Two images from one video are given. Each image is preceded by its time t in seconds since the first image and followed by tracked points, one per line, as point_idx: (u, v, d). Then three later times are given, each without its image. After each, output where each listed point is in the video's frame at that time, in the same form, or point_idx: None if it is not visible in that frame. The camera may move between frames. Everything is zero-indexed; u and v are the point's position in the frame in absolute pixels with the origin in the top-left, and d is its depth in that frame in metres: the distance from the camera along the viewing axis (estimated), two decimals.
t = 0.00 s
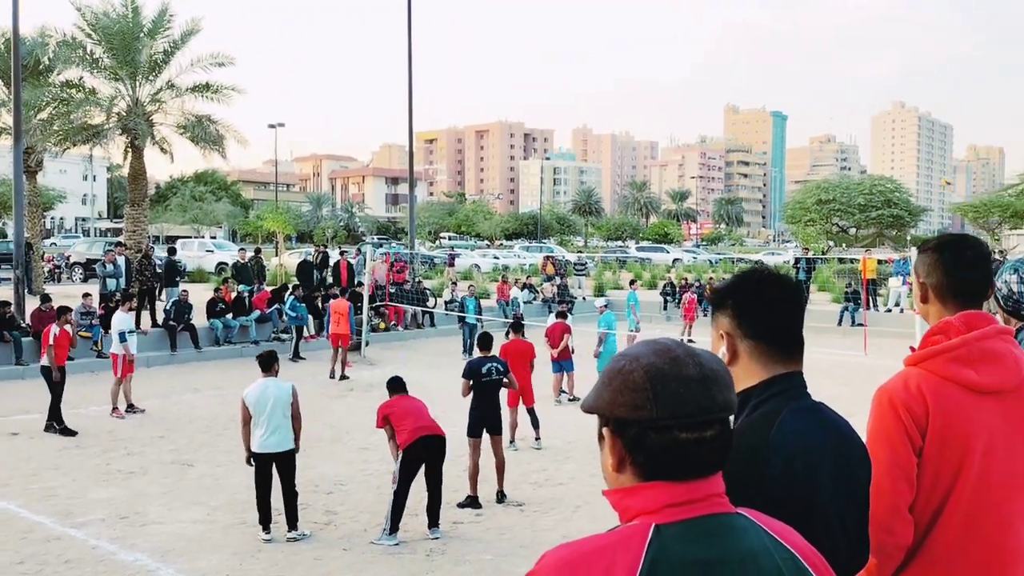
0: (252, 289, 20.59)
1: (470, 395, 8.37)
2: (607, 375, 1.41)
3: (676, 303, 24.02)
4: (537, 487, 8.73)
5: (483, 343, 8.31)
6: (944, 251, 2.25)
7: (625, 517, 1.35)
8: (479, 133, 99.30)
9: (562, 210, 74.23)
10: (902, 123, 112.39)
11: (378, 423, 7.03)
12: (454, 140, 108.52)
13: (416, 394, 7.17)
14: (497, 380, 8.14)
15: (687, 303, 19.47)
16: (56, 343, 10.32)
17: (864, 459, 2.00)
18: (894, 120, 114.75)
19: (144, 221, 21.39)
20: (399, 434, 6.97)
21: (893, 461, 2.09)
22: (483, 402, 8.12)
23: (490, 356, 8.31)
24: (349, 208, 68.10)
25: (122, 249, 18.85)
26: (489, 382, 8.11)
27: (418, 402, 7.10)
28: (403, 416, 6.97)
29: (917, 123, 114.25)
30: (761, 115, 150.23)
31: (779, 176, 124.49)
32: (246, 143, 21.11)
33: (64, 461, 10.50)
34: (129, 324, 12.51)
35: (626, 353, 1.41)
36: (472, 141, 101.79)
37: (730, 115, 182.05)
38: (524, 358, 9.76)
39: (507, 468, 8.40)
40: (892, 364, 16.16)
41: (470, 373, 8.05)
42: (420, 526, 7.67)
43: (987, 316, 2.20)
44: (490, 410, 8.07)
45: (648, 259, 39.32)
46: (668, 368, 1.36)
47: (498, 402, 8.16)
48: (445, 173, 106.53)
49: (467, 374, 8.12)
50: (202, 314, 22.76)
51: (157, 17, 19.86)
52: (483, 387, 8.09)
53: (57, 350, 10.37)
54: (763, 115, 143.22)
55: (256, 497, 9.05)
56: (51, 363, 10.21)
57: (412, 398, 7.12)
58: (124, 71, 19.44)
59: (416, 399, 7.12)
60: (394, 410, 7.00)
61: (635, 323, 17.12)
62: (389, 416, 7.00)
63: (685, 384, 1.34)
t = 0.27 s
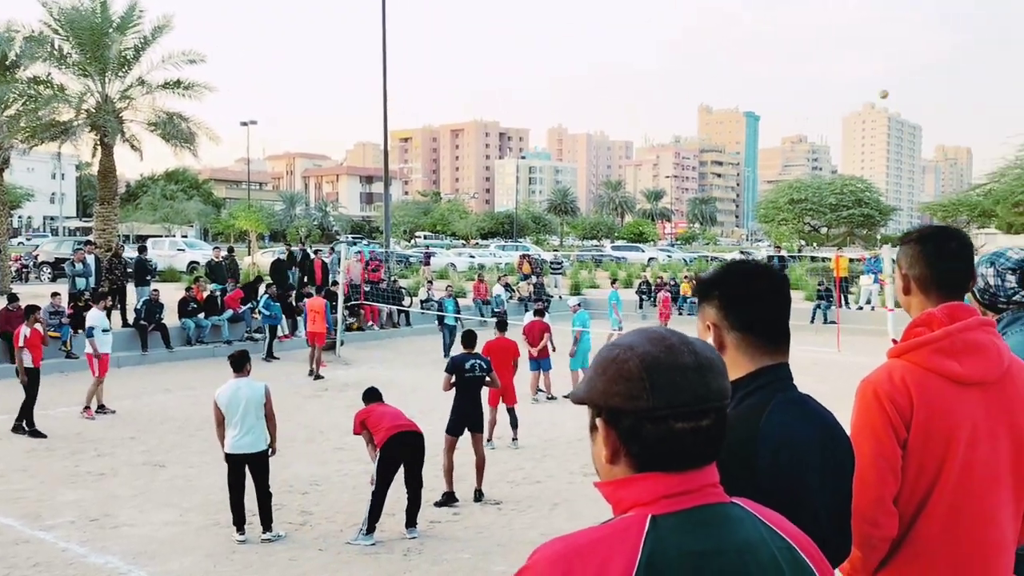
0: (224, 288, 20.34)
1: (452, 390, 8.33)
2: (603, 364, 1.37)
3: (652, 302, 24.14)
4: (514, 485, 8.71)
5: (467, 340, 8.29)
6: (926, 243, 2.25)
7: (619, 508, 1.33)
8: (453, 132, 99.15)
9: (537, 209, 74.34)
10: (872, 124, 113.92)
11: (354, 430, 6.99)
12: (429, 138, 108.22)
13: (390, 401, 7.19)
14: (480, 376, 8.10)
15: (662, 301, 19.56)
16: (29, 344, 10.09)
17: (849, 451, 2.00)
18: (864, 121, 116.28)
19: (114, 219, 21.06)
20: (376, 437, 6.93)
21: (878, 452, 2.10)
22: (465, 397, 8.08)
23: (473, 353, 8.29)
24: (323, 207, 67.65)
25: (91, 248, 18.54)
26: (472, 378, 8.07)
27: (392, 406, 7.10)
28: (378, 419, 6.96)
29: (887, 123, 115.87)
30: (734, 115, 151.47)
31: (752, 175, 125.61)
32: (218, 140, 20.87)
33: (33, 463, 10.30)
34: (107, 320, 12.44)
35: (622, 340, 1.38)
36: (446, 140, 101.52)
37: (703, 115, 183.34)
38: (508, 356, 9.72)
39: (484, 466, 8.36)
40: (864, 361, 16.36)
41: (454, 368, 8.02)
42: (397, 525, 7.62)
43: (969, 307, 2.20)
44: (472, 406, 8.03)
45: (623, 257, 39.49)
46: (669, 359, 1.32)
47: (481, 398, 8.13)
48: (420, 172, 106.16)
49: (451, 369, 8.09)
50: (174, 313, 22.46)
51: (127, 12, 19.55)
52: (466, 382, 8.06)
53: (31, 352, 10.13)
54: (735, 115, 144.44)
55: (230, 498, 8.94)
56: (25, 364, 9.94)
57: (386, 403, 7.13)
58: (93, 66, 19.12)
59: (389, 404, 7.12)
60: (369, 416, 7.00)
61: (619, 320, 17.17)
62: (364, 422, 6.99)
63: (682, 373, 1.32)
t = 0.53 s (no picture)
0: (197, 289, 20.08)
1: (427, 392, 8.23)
2: (593, 369, 1.30)
3: (629, 303, 24.17)
4: (491, 488, 8.63)
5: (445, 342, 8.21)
6: (914, 242, 2.21)
7: (609, 521, 1.27)
8: (430, 132, 98.91)
9: (514, 211, 74.29)
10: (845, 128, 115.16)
11: (332, 421, 6.83)
12: (406, 139, 107.88)
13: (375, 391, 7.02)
14: (456, 379, 8.02)
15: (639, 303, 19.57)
16: None
17: (838, 455, 1.95)
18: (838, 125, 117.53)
19: (85, 219, 20.69)
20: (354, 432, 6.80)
21: (867, 455, 2.05)
22: (441, 400, 7.98)
23: (452, 356, 8.20)
24: (299, 207, 67.15)
25: (61, 248, 18.21)
26: (448, 381, 7.98)
27: (376, 400, 6.94)
28: (359, 413, 6.82)
29: (860, 127, 117.37)
30: (709, 118, 152.64)
31: (727, 178, 126.54)
32: (191, 139, 20.60)
33: None
34: (80, 320, 12.19)
35: (614, 341, 1.31)
36: (423, 140, 101.18)
37: (679, 118, 184.57)
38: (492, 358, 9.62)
39: (461, 469, 8.28)
40: (839, 362, 16.49)
41: (429, 370, 7.92)
42: (372, 529, 7.51)
43: (957, 308, 2.16)
44: (448, 409, 7.94)
45: (600, 259, 39.55)
46: (669, 363, 1.26)
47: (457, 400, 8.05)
48: (396, 172, 105.72)
49: (426, 370, 7.99)
50: (146, 314, 22.12)
51: (98, 9, 19.24)
52: (442, 385, 7.97)
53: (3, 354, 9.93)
54: (711, 117, 145.59)
55: (202, 502, 8.77)
56: None
57: (369, 395, 6.96)
58: (63, 63, 18.78)
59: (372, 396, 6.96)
60: (351, 406, 6.84)
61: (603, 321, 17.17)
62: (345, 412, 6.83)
63: (675, 377, 1.25)
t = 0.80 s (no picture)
0: (175, 298, 19.83)
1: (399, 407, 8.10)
2: (563, 402, 1.19)
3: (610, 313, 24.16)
4: (469, 503, 8.50)
5: (415, 355, 8.05)
6: (893, 264, 2.15)
7: None
8: (413, 141, 98.81)
9: (496, 220, 74.27)
10: (824, 140, 116.25)
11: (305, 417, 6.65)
12: (388, 148, 107.71)
13: (359, 392, 6.88)
14: (427, 393, 7.90)
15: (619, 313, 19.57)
16: None
17: (817, 488, 1.87)
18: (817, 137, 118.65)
19: (61, 227, 20.37)
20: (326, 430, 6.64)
21: (847, 485, 1.97)
22: (412, 414, 7.86)
23: (422, 368, 8.04)
24: (280, 215, 66.78)
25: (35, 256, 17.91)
26: (419, 396, 7.86)
27: (357, 404, 6.80)
28: (338, 412, 6.67)
29: (839, 139, 118.60)
30: (691, 129, 153.71)
31: (708, 188, 127.35)
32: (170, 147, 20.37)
33: None
34: (53, 330, 11.92)
35: (582, 377, 1.21)
36: (405, 149, 101.03)
37: (661, 129, 185.84)
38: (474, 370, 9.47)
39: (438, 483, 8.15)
40: (818, 373, 16.52)
41: (399, 385, 7.78)
42: (347, 546, 7.36)
43: (936, 332, 2.10)
44: (420, 424, 7.83)
45: (582, 269, 39.58)
46: (655, 412, 1.16)
47: (428, 415, 7.93)
48: (378, 181, 105.44)
49: (396, 386, 7.85)
50: (122, 323, 21.80)
51: (76, 15, 19.01)
52: (412, 400, 7.84)
53: None
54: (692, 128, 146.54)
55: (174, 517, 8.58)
56: None
57: (353, 395, 6.82)
58: (40, 70, 18.51)
59: (357, 398, 6.82)
60: (331, 402, 6.68)
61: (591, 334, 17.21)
62: (323, 406, 6.67)
63: (643, 418, 1.17)
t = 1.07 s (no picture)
0: (150, 313, 19.52)
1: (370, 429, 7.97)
2: (506, 488, 1.14)
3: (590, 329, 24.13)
4: (445, 525, 8.37)
5: (382, 374, 7.85)
6: (867, 312, 2.13)
7: None
8: (394, 154, 98.67)
9: (478, 233, 74.23)
10: (804, 156, 117.44)
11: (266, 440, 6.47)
12: (369, 161, 107.46)
13: (325, 413, 6.73)
14: (396, 415, 7.75)
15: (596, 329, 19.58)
16: None
17: (782, 549, 1.81)
18: (796, 153, 119.87)
19: (35, 240, 20.03)
20: (288, 452, 6.48)
21: (820, 545, 1.91)
22: (383, 437, 7.74)
23: (389, 389, 7.88)
24: (260, 227, 66.32)
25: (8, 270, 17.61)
26: (389, 418, 7.71)
27: (323, 426, 6.66)
28: (301, 434, 6.51)
29: (818, 155, 119.95)
30: (672, 143, 154.79)
31: (689, 203, 128.24)
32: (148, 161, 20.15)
33: None
34: (19, 348, 11.70)
35: (529, 466, 1.15)
36: (387, 162, 100.88)
37: (642, 143, 187.00)
38: (451, 389, 9.36)
39: (412, 505, 8.03)
40: (796, 391, 16.57)
41: (368, 408, 7.61)
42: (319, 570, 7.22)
43: (913, 383, 2.07)
44: (391, 447, 7.74)
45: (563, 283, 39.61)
46: (579, 500, 1.11)
47: (399, 437, 7.80)
48: (360, 193, 105.15)
49: (365, 408, 7.68)
50: (96, 338, 21.48)
51: (53, 28, 18.82)
52: (382, 422, 7.69)
53: None
54: (673, 143, 147.55)
55: (144, 541, 8.39)
56: None
57: (319, 416, 6.67)
58: (16, 82, 18.25)
59: (323, 419, 6.67)
60: (296, 423, 6.52)
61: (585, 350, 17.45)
62: (287, 426, 6.50)
63: (592, 513, 1.12)
